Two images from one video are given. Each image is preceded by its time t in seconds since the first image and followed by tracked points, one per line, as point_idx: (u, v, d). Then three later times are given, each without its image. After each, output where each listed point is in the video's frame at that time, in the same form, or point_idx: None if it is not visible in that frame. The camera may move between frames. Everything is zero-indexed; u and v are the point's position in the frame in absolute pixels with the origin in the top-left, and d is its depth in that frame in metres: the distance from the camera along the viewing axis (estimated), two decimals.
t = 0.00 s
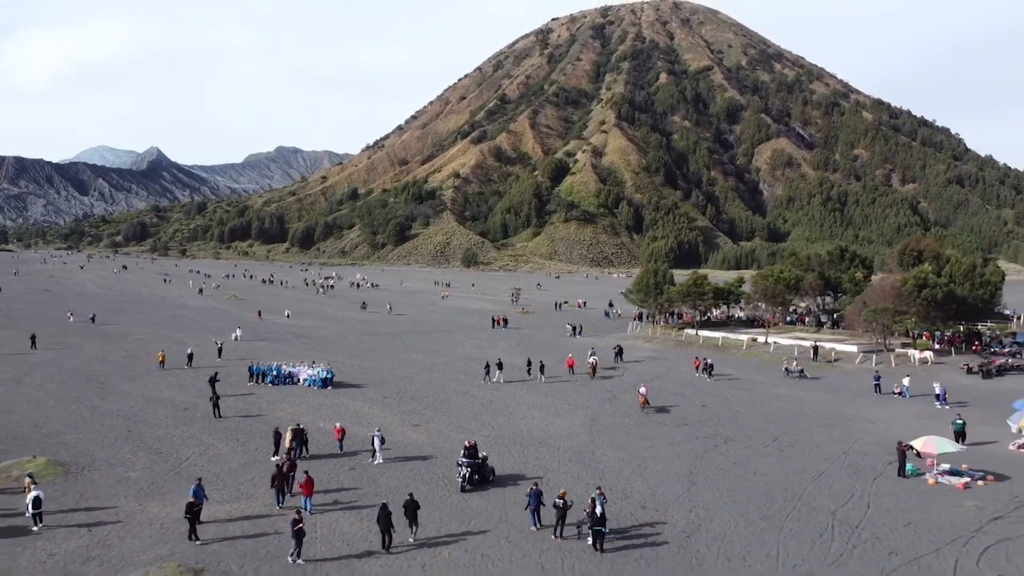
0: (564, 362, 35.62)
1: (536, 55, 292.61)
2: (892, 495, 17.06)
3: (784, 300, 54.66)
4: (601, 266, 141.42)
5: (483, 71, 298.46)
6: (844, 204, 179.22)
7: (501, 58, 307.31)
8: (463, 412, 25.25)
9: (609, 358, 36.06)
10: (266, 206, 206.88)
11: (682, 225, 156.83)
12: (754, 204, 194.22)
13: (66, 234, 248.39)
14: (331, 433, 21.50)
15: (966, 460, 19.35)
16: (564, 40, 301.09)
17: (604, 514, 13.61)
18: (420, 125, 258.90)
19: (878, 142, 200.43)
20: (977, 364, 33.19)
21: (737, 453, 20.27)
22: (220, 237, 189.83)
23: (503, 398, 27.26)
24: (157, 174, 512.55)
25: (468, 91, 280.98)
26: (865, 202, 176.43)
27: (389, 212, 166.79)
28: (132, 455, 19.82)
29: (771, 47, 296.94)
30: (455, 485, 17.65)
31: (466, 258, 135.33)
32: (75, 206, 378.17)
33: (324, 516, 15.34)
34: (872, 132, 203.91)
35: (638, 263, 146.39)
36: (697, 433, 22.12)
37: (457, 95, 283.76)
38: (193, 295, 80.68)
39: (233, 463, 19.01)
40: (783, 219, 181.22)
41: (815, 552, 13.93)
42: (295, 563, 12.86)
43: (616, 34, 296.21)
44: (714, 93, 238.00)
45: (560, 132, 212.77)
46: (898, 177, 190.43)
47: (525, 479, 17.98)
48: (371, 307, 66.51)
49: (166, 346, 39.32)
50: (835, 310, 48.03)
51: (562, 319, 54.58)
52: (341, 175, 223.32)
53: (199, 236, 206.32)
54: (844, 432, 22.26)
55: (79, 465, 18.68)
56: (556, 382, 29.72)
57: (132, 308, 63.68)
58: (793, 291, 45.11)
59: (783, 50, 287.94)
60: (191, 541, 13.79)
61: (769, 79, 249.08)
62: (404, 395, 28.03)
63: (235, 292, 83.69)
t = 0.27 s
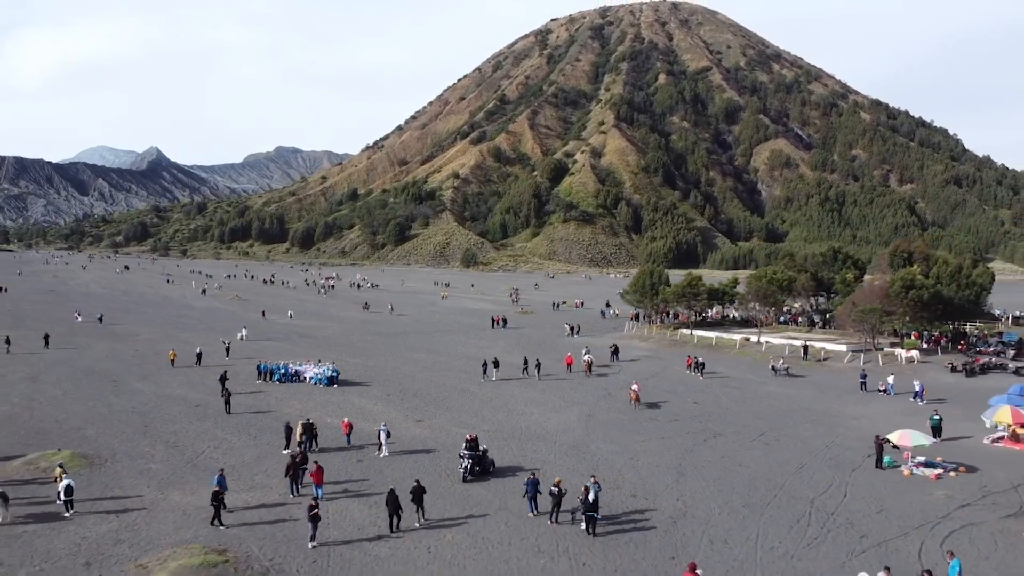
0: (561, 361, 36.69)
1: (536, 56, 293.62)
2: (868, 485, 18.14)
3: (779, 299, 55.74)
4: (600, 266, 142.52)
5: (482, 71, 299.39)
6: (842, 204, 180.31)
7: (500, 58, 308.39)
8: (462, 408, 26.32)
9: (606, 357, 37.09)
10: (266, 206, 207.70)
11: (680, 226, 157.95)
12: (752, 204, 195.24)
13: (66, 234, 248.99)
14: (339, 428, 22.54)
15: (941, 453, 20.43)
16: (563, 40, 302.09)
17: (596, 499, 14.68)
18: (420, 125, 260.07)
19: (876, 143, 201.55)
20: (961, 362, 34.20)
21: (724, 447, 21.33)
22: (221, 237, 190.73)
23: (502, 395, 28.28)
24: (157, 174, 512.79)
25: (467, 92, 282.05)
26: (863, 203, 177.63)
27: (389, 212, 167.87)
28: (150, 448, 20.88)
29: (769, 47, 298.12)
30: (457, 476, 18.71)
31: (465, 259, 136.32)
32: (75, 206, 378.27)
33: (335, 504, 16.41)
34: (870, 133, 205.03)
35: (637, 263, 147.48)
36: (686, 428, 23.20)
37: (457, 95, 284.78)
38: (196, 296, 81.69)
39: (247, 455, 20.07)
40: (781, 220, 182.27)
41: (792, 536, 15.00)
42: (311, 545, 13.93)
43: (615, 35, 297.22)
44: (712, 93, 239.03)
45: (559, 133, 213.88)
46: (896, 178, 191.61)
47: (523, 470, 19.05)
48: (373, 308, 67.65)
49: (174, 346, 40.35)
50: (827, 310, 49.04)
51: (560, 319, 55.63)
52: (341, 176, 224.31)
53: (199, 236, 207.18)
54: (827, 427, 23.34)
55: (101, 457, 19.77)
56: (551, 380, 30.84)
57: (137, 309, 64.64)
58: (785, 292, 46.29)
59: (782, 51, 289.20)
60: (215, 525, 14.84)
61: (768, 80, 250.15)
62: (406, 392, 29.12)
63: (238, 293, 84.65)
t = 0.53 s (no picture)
0: (558, 360, 37.75)
1: (535, 57, 294.69)
2: (846, 476, 19.23)
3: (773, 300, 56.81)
4: (598, 266, 143.61)
5: (481, 72, 300.41)
6: (840, 205, 181.39)
7: (499, 59, 309.43)
8: (462, 405, 27.39)
9: (601, 356, 38.17)
10: (266, 206, 208.60)
11: (678, 226, 159.04)
12: (751, 205, 196.30)
13: (67, 234, 249.81)
14: (346, 424, 23.61)
15: (919, 447, 21.49)
16: (562, 41, 303.16)
17: (589, 487, 15.73)
18: (420, 125, 261.18)
19: (874, 143, 202.65)
20: (946, 361, 35.28)
21: (712, 440, 22.42)
22: (221, 237, 191.72)
23: (501, 393, 29.32)
24: (156, 174, 513.44)
25: (466, 92, 283.02)
26: (861, 203, 178.75)
27: (389, 213, 168.99)
28: (167, 442, 21.96)
29: (768, 48, 299.31)
30: (459, 467, 19.77)
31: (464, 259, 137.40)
32: (75, 206, 378.83)
33: (345, 493, 17.47)
34: (867, 133, 206.06)
35: (635, 264, 148.58)
36: (677, 423, 24.26)
37: (456, 96, 285.71)
38: (198, 296, 82.71)
39: (259, 449, 21.09)
40: (779, 220, 183.30)
41: (773, 522, 16.06)
42: (325, 530, 14.97)
43: (614, 35, 298.33)
44: (711, 94, 240.08)
45: (558, 133, 214.95)
46: (893, 178, 192.75)
47: (521, 462, 20.12)
48: (374, 309, 68.76)
49: (182, 345, 41.44)
50: (820, 310, 50.10)
51: (559, 319, 56.69)
52: (341, 176, 225.32)
53: (199, 236, 208.14)
54: (812, 422, 24.40)
55: (121, 450, 20.85)
56: (548, 378, 31.93)
57: (142, 309, 65.67)
58: (777, 293, 47.41)
59: (780, 52, 290.33)
60: (236, 512, 15.90)
61: (766, 80, 251.21)
62: (408, 390, 30.21)
63: (241, 293, 85.67)
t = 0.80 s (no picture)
0: (556, 359, 38.77)
1: (534, 57, 295.69)
2: (828, 467, 20.30)
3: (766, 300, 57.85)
4: (597, 267, 144.65)
5: (481, 72, 301.36)
6: (838, 205, 182.45)
7: (498, 59, 310.44)
8: (463, 402, 28.46)
9: (598, 355, 39.23)
10: (265, 207, 209.48)
11: (677, 226, 160.09)
12: (749, 205, 197.32)
13: (67, 234, 250.57)
14: (352, 420, 24.69)
15: (897, 441, 22.56)
16: (561, 42, 304.11)
17: (583, 476, 16.81)
18: (419, 126, 262.26)
19: (872, 144, 203.75)
20: (931, 360, 36.32)
21: (702, 435, 23.49)
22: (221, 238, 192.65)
23: (499, 391, 30.37)
24: (156, 174, 514.05)
25: (466, 93, 283.97)
26: (859, 204, 179.85)
27: (389, 213, 170.06)
28: (181, 437, 23.02)
29: (766, 49, 300.37)
30: (460, 461, 20.83)
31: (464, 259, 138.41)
32: (75, 206, 379.43)
33: (354, 483, 18.52)
34: (866, 134, 207.03)
35: (633, 264, 149.63)
36: (669, 419, 25.31)
37: (455, 96, 286.69)
38: (202, 296, 83.71)
39: (270, 443, 22.16)
40: (777, 220, 184.30)
41: (756, 509, 17.19)
42: (336, 514, 16.00)
43: (613, 36, 299.36)
44: (710, 95, 241.11)
45: (557, 134, 216.00)
46: (891, 179, 193.87)
47: (520, 456, 21.17)
48: (375, 309, 69.75)
49: (189, 344, 42.48)
50: (812, 311, 51.12)
51: (557, 319, 57.70)
52: (340, 176, 226.23)
53: (200, 236, 209.05)
54: (798, 417, 25.50)
55: (139, 444, 21.91)
56: (545, 377, 32.99)
57: (147, 309, 66.70)
58: (771, 293, 48.46)
59: (779, 52, 291.42)
60: (254, 500, 16.94)
61: (764, 81, 252.22)
62: (410, 387, 31.26)
63: (243, 293, 86.66)
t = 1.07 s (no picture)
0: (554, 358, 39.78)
1: (534, 58, 296.71)
2: (810, 459, 21.37)
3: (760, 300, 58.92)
4: (596, 266, 145.73)
5: (480, 73, 302.28)
6: (836, 205, 183.52)
7: (497, 60, 311.44)
8: (462, 398, 29.52)
9: (594, 354, 40.30)
10: (265, 207, 210.38)
11: (675, 226, 161.14)
12: (747, 205, 198.38)
13: (68, 234, 251.33)
14: (357, 416, 25.74)
15: (878, 435, 23.62)
16: (561, 42, 305.10)
17: (577, 467, 17.91)
18: (419, 126, 263.27)
19: (870, 144, 204.78)
20: (918, 359, 37.36)
21: (692, 430, 24.57)
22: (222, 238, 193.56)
23: (498, 388, 31.41)
24: (156, 174, 514.64)
25: (466, 93, 284.96)
26: (856, 204, 180.93)
27: (388, 213, 171.09)
28: (195, 431, 24.08)
29: (765, 49, 301.39)
30: (461, 453, 21.90)
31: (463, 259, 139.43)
32: (75, 206, 379.91)
33: (361, 474, 19.58)
34: (864, 134, 208.03)
35: (632, 264, 150.67)
36: (661, 414, 26.39)
37: (455, 96, 287.62)
38: (205, 296, 84.73)
39: (279, 437, 23.23)
40: (776, 220, 185.31)
41: (740, 497, 18.28)
42: (347, 501, 17.06)
43: (613, 36, 300.43)
44: (708, 95, 242.13)
45: (556, 134, 217.02)
46: (889, 179, 194.99)
47: (518, 449, 22.25)
48: (376, 309, 70.75)
49: (196, 343, 43.52)
50: (805, 310, 52.18)
51: (555, 319, 58.73)
52: (340, 176, 227.18)
53: (200, 236, 209.89)
54: (785, 413, 26.57)
55: (155, 438, 22.97)
56: (543, 375, 34.03)
57: (152, 309, 67.73)
58: (764, 293, 49.50)
59: (777, 53, 292.47)
60: (268, 489, 18.01)
61: (763, 81, 253.30)
62: (412, 385, 32.31)
63: (246, 293, 87.70)
